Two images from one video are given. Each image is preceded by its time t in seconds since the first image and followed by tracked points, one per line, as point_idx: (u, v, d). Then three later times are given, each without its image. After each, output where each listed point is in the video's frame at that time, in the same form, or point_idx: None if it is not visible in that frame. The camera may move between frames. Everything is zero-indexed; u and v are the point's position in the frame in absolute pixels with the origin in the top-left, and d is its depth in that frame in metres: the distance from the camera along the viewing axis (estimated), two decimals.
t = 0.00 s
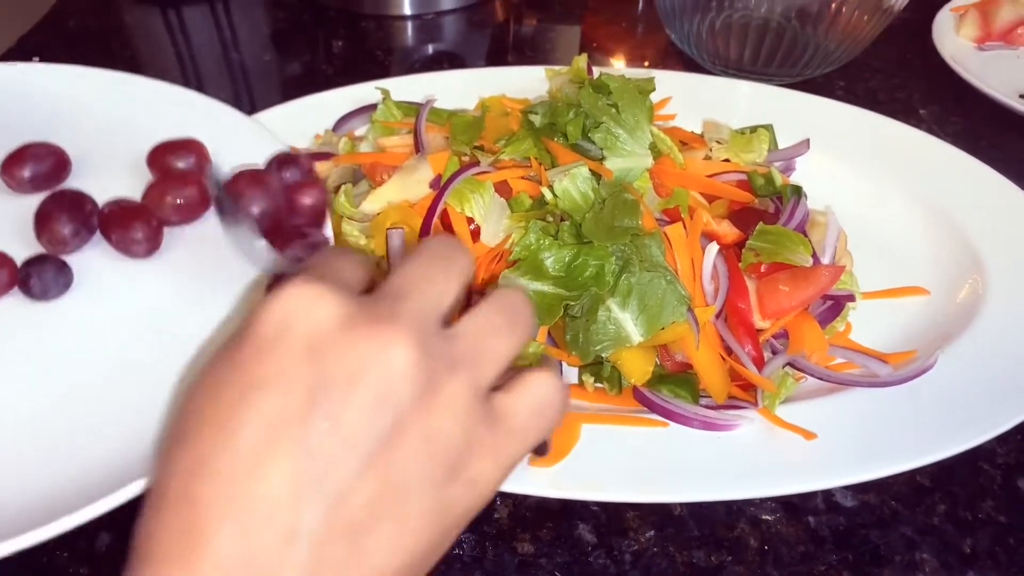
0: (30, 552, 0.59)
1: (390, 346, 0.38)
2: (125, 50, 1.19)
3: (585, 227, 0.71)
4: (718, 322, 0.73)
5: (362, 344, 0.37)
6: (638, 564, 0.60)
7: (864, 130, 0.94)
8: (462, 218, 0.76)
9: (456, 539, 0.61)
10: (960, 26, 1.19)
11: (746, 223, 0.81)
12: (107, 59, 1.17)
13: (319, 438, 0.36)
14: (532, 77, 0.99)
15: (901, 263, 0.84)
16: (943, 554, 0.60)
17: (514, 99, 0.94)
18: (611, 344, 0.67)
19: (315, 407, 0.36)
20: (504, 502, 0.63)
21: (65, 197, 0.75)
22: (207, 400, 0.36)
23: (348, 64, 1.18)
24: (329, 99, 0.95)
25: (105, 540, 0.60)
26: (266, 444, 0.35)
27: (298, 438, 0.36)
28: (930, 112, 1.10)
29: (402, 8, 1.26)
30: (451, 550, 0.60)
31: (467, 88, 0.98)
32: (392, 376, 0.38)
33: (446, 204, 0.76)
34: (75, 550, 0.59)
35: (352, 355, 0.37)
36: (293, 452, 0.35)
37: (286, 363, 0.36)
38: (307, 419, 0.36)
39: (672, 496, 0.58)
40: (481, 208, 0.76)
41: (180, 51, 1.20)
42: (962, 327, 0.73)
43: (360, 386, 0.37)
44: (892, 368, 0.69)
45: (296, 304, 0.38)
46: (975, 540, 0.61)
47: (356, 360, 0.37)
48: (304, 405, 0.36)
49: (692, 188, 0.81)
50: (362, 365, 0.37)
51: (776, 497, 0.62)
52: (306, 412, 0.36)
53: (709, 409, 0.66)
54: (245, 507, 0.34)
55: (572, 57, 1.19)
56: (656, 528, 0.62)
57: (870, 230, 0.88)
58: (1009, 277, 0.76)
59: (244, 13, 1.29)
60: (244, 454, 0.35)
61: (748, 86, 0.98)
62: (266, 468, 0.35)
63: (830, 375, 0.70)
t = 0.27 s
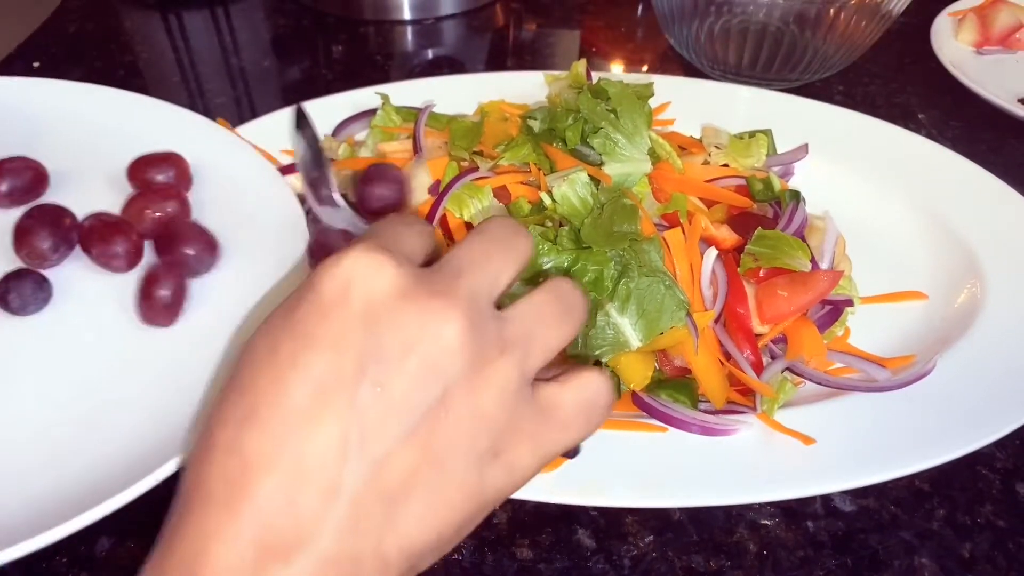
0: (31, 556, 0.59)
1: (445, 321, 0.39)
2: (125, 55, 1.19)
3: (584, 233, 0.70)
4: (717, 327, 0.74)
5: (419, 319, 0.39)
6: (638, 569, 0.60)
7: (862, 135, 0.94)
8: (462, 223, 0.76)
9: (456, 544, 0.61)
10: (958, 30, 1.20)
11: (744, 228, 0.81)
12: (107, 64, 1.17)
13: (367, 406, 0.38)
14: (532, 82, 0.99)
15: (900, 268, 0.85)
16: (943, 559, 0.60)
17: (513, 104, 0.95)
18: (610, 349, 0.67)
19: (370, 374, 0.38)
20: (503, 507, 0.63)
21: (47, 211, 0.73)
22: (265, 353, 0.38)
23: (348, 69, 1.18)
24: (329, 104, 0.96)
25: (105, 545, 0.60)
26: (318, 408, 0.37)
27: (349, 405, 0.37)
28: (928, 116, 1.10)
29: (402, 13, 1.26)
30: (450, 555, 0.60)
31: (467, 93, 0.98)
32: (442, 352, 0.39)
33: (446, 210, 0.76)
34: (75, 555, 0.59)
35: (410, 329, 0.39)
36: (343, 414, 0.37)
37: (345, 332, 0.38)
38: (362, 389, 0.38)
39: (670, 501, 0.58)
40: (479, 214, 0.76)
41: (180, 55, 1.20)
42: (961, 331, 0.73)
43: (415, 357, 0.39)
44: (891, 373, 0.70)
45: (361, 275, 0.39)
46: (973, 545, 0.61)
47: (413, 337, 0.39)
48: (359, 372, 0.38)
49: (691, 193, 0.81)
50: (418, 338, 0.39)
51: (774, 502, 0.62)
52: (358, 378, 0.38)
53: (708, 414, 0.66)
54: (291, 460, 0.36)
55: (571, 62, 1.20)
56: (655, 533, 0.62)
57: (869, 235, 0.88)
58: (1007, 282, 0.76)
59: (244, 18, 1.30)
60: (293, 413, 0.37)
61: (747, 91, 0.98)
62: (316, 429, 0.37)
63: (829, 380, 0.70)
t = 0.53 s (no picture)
0: (29, 558, 0.59)
1: (415, 398, 0.42)
2: (124, 56, 1.19)
3: (583, 235, 0.71)
4: (716, 330, 0.74)
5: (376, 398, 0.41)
6: (636, 571, 0.60)
7: (862, 137, 0.94)
8: (461, 226, 0.76)
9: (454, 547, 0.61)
10: (957, 33, 1.20)
11: (743, 231, 0.81)
12: (107, 65, 1.17)
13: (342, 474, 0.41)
14: (532, 84, 0.99)
15: (898, 270, 0.85)
16: (942, 562, 0.60)
17: (512, 107, 0.95)
18: (609, 352, 0.67)
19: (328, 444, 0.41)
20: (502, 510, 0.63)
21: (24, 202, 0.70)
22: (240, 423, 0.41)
23: (347, 70, 1.18)
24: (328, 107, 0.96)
25: (103, 547, 0.60)
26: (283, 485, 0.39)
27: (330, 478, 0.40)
28: (927, 118, 1.10)
29: (402, 14, 1.26)
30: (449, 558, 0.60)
31: (466, 95, 0.98)
32: (415, 426, 0.42)
33: (445, 213, 0.76)
34: (73, 557, 0.59)
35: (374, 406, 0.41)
36: (314, 485, 0.40)
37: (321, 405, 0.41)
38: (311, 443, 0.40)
39: (669, 504, 0.58)
40: (478, 216, 0.76)
41: (179, 57, 1.20)
42: (960, 334, 0.73)
43: (385, 436, 0.42)
44: (890, 376, 0.70)
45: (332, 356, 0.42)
46: (972, 548, 0.61)
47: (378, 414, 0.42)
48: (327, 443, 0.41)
49: (689, 196, 0.81)
50: (386, 416, 0.42)
51: (773, 505, 0.62)
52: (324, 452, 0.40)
53: (707, 417, 0.66)
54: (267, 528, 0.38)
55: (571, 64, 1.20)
56: (654, 536, 0.62)
57: (868, 237, 0.88)
58: (1007, 284, 0.76)
59: (244, 19, 1.29)
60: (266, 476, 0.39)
61: (747, 93, 0.98)
62: (288, 498, 0.39)
63: (828, 383, 0.70)
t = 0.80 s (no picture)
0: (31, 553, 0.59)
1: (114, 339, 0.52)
2: (125, 53, 1.19)
3: (584, 231, 0.72)
4: (717, 326, 0.73)
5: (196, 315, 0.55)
6: (637, 567, 0.60)
7: (862, 134, 0.94)
8: (462, 222, 0.76)
9: (456, 543, 0.61)
10: (958, 29, 1.20)
11: (745, 227, 0.81)
12: (108, 62, 1.17)
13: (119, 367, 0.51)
14: (533, 81, 0.99)
15: (899, 266, 0.85)
16: (943, 558, 0.60)
17: (513, 103, 0.95)
18: (609, 348, 0.67)
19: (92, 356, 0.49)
20: (504, 506, 0.63)
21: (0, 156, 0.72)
22: (108, 315, 0.50)
23: (348, 67, 1.18)
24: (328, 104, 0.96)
25: (105, 543, 0.60)
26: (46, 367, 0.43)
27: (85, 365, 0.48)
28: (929, 115, 1.10)
29: (402, 12, 1.26)
30: (450, 554, 0.60)
31: (467, 92, 0.98)
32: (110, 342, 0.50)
33: (445, 209, 0.76)
34: (75, 553, 0.59)
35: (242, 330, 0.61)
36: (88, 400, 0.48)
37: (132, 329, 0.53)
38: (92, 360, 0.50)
39: (670, 501, 0.58)
40: (479, 213, 0.76)
41: (180, 54, 1.20)
42: (961, 330, 0.73)
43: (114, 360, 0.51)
44: (891, 372, 0.70)
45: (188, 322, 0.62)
46: (973, 544, 0.61)
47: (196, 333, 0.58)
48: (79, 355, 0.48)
49: (690, 192, 0.81)
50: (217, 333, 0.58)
51: (774, 501, 0.62)
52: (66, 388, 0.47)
53: (708, 413, 0.66)
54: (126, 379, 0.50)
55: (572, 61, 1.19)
56: (655, 532, 0.62)
57: (869, 233, 0.88)
58: (1008, 280, 0.76)
59: (244, 16, 1.29)
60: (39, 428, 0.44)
61: (748, 90, 0.98)
62: (41, 384, 0.42)
63: (829, 379, 0.70)
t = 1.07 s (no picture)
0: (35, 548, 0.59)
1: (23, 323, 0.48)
2: (126, 52, 1.19)
3: (585, 227, 0.72)
4: (717, 321, 0.74)
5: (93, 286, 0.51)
6: (639, 561, 0.60)
7: (863, 130, 0.94)
8: (463, 218, 0.76)
9: (458, 537, 0.61)
10: (958, 26, 1.20)
11: (745, 222, 0.81)
12: (109, 61, 1.18)
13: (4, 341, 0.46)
14: (533, 78, 1.00)
15: (899, 262, 0.85)
16: (944, 551, 0.61)
17: (514, 100, 0.95)
18: (611, 342, 0.67)
19: None
20: (506, 500, 0.63)
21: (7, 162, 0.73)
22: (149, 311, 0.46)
23: (349, 65, 1.19)
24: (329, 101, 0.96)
25: (109, 538, 0.60)
26: None
27: None
28: (928, 111, 1.10)
29: (403, 9, 1.26)
30: (452, 547, 0.60)
31: (468, 89, 0.98)
32: None
33: (447, 206, 0.76)
34: (80, 547, 0.59)
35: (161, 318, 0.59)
36: None
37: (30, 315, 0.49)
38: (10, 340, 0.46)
39: (672, 494, 0.58)
40: (481, 209, 0.76)
41: (181, 53, 1.20)
42: (961, 325, 0.73)
43: None
44: (891, 366, 0.70)
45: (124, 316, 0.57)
46: (974, 537, 0.61)
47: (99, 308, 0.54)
48: None
49: (692, 187, 0.81)
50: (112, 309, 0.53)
51: (775, 494, 0.62)
52: None
53: (709, 407, 0.67)
54: None
55: (572, 58, 1.20)
56: (656, 525, 0.62)
57: (869, 229, 0.88)
58: (1007, 275, 0.76)
59: (245, 15, 1.30)
60: None
61: (748, 86, 0.98)
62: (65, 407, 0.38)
63: (829, 373, 0.70)
